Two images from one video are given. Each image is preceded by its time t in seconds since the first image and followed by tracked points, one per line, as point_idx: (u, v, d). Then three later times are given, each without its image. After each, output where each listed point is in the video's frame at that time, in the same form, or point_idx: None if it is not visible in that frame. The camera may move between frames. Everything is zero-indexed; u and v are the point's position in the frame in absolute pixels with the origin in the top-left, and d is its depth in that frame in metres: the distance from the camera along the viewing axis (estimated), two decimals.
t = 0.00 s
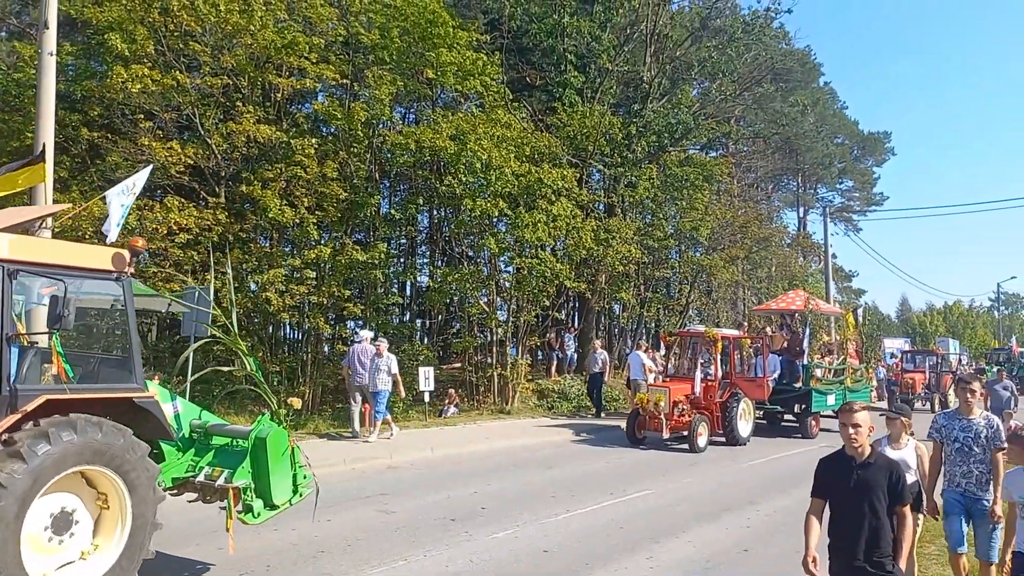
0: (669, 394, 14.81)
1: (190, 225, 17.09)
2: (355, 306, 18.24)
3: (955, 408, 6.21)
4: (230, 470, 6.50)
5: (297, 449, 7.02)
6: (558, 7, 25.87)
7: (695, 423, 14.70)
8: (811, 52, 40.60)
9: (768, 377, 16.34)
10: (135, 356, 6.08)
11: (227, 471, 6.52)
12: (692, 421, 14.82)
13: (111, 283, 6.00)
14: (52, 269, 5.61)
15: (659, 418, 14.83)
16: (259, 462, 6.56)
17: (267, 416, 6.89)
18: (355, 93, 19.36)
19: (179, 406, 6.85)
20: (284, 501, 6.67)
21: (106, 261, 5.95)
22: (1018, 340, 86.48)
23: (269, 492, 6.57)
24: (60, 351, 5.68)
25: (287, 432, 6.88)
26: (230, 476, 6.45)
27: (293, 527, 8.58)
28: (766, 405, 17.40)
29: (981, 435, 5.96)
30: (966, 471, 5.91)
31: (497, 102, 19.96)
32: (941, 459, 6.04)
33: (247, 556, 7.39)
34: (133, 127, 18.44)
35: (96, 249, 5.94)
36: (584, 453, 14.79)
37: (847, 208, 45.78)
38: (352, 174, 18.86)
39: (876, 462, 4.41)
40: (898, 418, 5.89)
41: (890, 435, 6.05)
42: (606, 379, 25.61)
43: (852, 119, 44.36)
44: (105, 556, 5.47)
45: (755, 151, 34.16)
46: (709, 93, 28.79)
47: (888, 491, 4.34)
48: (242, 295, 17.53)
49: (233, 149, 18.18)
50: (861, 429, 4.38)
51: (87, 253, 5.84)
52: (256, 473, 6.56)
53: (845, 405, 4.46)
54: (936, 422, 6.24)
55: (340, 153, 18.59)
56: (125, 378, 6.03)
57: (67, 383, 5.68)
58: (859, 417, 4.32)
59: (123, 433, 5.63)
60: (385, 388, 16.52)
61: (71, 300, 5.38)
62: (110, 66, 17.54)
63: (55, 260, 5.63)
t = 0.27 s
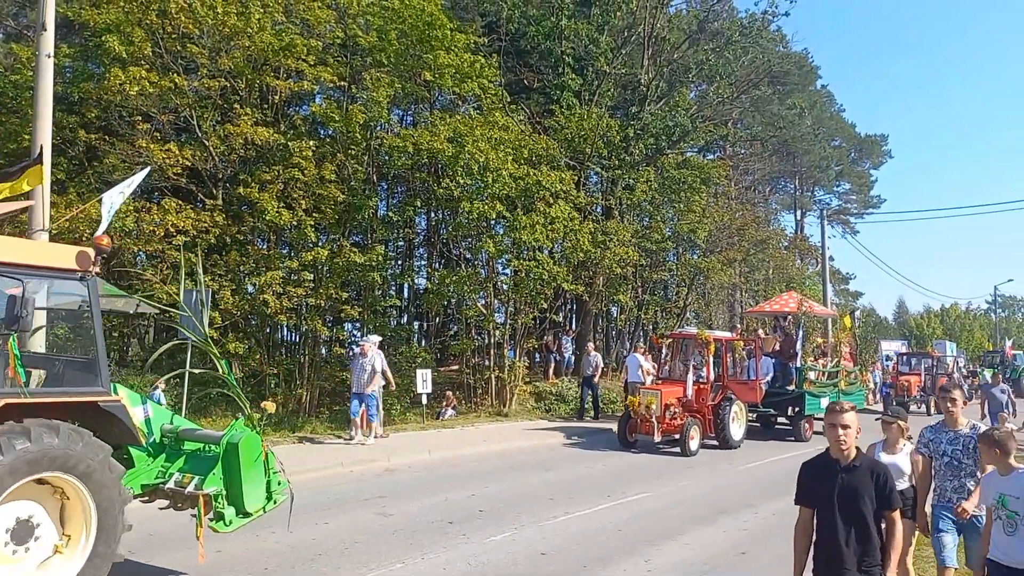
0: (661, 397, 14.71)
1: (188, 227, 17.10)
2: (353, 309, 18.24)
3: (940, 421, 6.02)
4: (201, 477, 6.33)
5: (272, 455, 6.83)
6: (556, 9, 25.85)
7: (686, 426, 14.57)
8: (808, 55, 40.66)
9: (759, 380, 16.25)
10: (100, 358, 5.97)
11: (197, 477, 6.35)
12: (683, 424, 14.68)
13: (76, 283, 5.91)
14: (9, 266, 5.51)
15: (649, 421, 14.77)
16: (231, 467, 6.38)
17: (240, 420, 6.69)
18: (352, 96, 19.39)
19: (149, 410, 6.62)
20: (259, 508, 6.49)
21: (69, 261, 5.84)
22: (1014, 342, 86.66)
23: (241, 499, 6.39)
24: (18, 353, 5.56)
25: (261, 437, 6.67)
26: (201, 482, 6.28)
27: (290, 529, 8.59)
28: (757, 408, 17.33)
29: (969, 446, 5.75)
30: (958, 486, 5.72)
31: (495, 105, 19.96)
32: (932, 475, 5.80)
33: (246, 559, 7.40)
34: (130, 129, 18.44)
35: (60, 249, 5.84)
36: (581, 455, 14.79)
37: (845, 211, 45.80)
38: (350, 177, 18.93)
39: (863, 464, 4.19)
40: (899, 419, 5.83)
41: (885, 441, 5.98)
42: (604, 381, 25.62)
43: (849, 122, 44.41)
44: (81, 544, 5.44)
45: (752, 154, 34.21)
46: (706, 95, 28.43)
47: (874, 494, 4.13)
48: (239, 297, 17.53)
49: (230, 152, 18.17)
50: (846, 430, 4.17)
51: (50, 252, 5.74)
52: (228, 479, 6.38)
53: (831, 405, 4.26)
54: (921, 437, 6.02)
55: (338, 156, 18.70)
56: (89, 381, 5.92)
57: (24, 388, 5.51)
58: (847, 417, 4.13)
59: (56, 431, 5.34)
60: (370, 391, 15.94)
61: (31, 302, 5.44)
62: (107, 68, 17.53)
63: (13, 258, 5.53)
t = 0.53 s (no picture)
0: (653, 400, 14.70)
1: (187, 228, 17.10)
2: (352, 310, 18.24)
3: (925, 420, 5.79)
4: (171, 483, 6.24)
5: (247, 461, 6.70)
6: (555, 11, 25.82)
7: (679, 429, 14.52)
8: (807, 58, 40.66)
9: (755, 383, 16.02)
10: (65, 362, 5.85)
11: (169, 483, 6.25)
12: (676, 427, 14.66)
13: (40, 283, 5.75)
14: None
15: (642, 424, 14.73)
16: (203, 474, 6.27)
17: (214, 427, 6.61)
18: (351, 98, 19.41)
19: (121, 414, 6.68)
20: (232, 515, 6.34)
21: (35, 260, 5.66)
22: (1012, 345, 86.75)
23: (214, 506, 6.27)
24: None
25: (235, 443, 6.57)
26: (171, 488, 6.19)
27: (289, 531, 8.60)
28: (752, 412, 17.06)
29: (955, 447, 5.54)
30: (941, 488, 5.52)
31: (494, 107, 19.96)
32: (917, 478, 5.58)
33: (246, 561, 7.42)
34: (129, 131, 18.43)
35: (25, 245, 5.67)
36: (580, 458, 14.78)
37: (843, 213, 45.81)
38: (349, 179, 18.96)
39: (842, 477, 4.14)
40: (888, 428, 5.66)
41: (875, 453, 5.80)
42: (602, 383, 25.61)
43: (847, 124, 44.43)
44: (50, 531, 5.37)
45: (751, 156, 34.24)
46: (705, 98, 28.55)
47: (855, 508, 4.08)
48: (238, 299, 17.53)
49: (229, 153, 18.17)
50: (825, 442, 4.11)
51: (16, 250, 5.57)
52: (200, 486, 6.28)
53: (807, 416, 4.20)
54: (906, 437, 5.79)
55: (337, 158, 18.68)
56: (53, 384, 5.81)
57: None
58: (825, 427, 4.07)
59: None
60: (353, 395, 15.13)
61: None
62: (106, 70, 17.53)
63: None
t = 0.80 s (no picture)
0: (646, 401, 14.45)
1: (185, 229, 17.11)
2: (350, 311, 18.26)
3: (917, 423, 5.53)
4: (139, 488, 6.15)
5: (219, 466, 6.65)
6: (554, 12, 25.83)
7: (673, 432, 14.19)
8: (806, 59, 40.68)
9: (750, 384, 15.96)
10: (29, 363, 5.73)
11: (136, 489, 6.17)
12: (669, 429, 14.36)
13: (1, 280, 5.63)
14: None
15: (635, 426, 14.47)
16: (172, 478, 6.20)
17: (185, 431, 6.57)
18: (351, 98, 19.42)
19: (91, 420, 6.76)
20: (201, 523, 6.27)
21: None
22: (1010, 346, 86.85)
23: (184, 512, 6.18)
24: None
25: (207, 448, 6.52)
26: (139, 494, 6.10)
27: (289, 532, 8.60)
28: (746, 413, 16.52)
29: (950, 453, 5.30)
30: (930, 495, 5.32)
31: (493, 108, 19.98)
32: (906, 483, 5.35)
33: (245, 562, 7.43)
34: (128, 131, 18.45)
35: None
36: (579, 458, 14.80)
37: (842, 214, 45.83)
38: (349, 179, 18.96)
39: (816, 479, 3.90)
40: (876, 426, 5.37)
41: (860, 451, 5.46)
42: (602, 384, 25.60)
43: (846, 125, 44.45)
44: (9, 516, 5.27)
45: (749, 157, 34.30)
46: (704, 99, 28.58)
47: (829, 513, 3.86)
48: (237, 299, 17.54)
49: (228, 154, 18.19)
50: (796, 443, 3.89)
51: None
52: (168, 492, 6.20)
53: (778, 414, 3.98)
54: (897, 439, 5.54)
55: (336, 158, 18.69)
56: (16, 387, 5.67)
57: None
58: (796, 427, 3.86)
59: None
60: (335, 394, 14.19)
61: None
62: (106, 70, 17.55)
63: None
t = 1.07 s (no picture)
0: (640, 403, 14.21)
1: (186, 229, 17.11)
2: (350, 311, 18.26)
3: (918, 433, 5.36)
4: (107, 493, 5.76)
5: (191, 470, 6.26)
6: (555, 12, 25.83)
7: (666, 433, 14.01)
8: (806, 60, 40.67)
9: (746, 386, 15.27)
10: None
11: (104, 493, 5.78)
12: (663, 431, 14.13)
13: None
14: None
15: (628, 428, 14.22)
16: (140, 482, 5.79)
17: (156, 433, 6.16)
18: (352, 99, 19.44)
19: (58, 419, 6.32)
20: (172, 529, 5.87)
21: None
22: (1009, 347, 86.86)
23: (153, 516, 5.77)
24: None
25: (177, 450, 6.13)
26: (107, 499, 5.70)
27: (290, 532, 8.61)
28: (741, 414, 16.04)
29: (949, 467, 5.12)
30: (929, 510, 5.12)
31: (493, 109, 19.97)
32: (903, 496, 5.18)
33: (246, 562, 7.44)
34: (128, 131, 18.45)
35: None
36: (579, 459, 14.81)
37: (842, 215, 45.82)
38: (349, 180, 18.97)
39: (798, 490, 3.65)
40: (866, 435, 5.24)
41: (852, 461, 5.30)
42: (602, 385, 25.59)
43: (846, 126, 44.45)
44: None
45: (749, 158, 34.32)
46: (704, 99, 28.59)
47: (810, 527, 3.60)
48: (237, 300, 17.55)
49: (229, 154, 18.20)
50: (777, 451, 3.63)
51: None
52: (137, 497, 5.79)
53: (757, 422, 3.74)
54: (895, 449, 5.38)
55: (337, 158, 18.70)
56: None
57: None
58: (778, 435, 3.61)
59: None
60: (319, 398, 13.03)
61: None
62: (106, 70, 17.57)
63: None
